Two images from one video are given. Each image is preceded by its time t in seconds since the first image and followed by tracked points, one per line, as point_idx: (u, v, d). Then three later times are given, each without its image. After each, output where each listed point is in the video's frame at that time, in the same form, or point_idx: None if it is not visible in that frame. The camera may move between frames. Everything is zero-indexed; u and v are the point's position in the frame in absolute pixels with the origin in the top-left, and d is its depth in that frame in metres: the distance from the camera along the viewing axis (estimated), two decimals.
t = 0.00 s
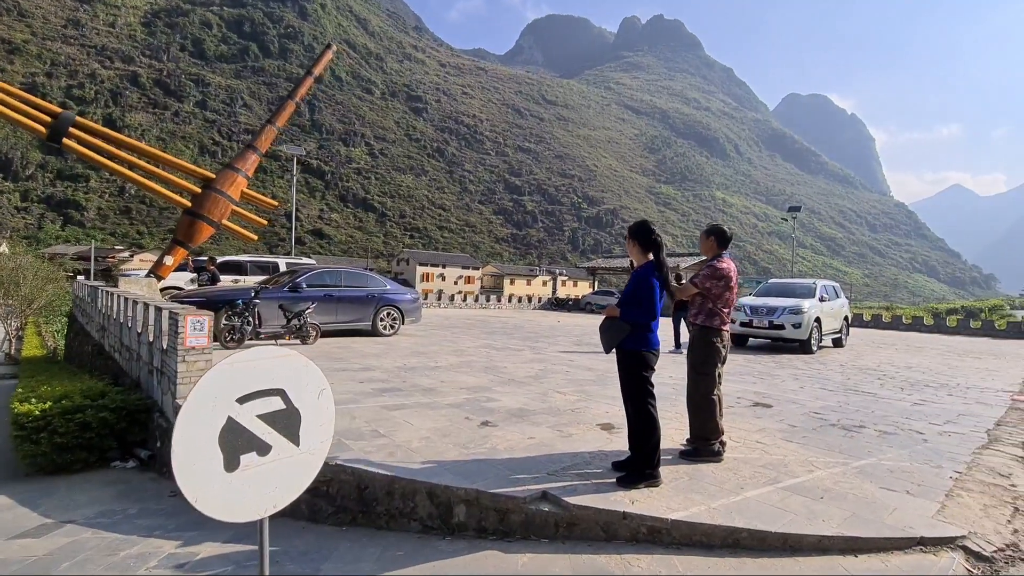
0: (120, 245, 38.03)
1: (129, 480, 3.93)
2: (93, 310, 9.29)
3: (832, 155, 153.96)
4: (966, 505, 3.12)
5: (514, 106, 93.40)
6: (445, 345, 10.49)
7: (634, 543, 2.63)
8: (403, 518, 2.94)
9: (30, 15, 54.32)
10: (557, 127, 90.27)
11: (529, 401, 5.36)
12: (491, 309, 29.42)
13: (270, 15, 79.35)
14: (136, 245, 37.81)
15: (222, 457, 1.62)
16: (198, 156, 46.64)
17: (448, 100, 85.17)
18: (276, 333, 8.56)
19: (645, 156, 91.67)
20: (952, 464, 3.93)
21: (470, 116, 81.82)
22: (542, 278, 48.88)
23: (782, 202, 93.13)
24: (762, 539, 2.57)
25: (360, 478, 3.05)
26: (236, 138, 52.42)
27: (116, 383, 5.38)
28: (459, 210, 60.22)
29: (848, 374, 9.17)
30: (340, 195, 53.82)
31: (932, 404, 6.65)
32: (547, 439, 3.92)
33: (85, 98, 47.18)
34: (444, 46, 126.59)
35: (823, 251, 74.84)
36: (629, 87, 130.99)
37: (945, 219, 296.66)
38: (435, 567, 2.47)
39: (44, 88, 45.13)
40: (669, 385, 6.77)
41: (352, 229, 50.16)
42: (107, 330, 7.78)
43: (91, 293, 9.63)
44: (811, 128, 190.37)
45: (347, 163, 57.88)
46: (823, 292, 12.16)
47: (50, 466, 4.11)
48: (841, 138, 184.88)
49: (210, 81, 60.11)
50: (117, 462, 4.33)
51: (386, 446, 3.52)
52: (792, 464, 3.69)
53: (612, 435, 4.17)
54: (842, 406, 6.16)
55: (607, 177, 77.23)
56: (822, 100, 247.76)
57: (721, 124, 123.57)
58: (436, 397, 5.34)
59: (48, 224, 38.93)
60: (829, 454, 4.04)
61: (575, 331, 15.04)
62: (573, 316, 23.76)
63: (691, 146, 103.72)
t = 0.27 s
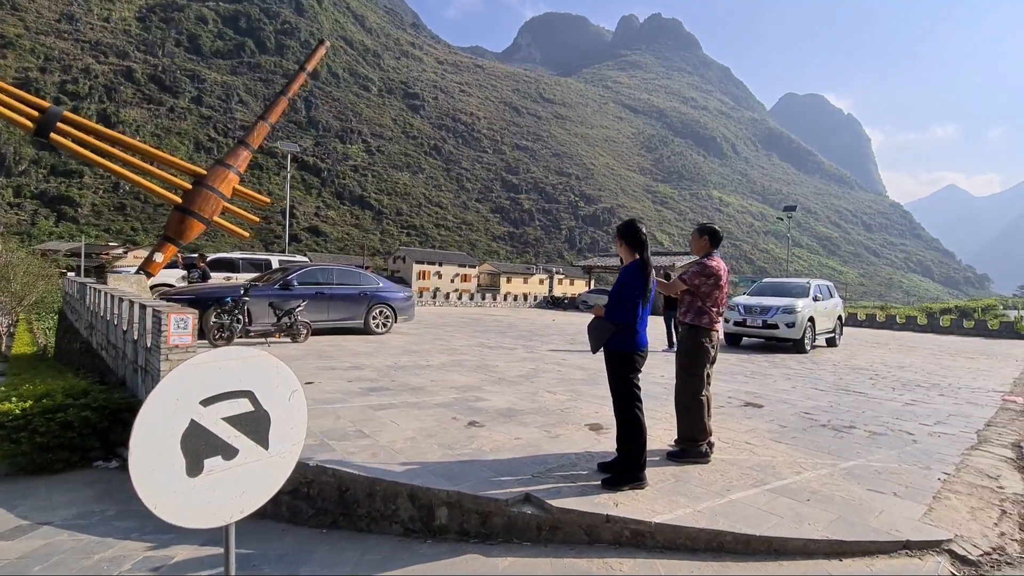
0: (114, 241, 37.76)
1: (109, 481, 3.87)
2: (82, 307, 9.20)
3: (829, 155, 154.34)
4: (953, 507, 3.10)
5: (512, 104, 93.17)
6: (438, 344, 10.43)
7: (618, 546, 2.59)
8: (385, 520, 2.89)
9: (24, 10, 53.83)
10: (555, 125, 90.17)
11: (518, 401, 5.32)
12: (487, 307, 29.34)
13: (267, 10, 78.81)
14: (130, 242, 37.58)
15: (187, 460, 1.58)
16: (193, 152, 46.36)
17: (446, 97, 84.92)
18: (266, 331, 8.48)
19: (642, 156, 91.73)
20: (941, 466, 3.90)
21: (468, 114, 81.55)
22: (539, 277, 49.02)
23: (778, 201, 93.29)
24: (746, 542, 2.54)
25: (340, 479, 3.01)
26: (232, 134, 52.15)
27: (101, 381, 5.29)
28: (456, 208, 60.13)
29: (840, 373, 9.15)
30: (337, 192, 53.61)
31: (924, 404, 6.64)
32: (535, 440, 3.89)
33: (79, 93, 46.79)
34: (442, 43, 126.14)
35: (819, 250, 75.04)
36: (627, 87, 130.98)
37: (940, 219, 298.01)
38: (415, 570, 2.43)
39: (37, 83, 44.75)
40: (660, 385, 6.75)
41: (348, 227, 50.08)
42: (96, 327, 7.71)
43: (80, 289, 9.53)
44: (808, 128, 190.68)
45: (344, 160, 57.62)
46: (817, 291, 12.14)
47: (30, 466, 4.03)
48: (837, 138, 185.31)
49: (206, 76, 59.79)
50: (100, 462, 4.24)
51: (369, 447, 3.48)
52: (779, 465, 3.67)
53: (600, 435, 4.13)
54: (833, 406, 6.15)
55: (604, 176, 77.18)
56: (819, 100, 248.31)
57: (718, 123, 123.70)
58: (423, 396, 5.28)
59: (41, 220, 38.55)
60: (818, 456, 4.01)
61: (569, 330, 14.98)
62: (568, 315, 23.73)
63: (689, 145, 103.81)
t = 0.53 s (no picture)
0: (110, 239, 37.58)
1: (90, 483, 3.82)
2: (72, 306, 9.12)
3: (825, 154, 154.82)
4: (940, 505, 3.09)
5: (509, 102, 93.05)
6: (431, 342, 10.38)
7: (601, 548, 2.57)
8: (366, 521, 2.87)
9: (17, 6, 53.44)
10: (552, 123, 90.11)
11: (508, 400, 5.29)
12: (483, 306, 29.33)
13: (263, 7, 78.46)
14: (125, 240, 37.41)
15: (150, 462, 1.55)
16: (189, 150, 46.16)
17: (442, 96, 84.73)
18: (257, 330, 8.40)
19: (639, 154, 91.71)
20: (930, 464, 3.90)
21: (465, 112, 81.41)
22: (536, 275, 49.21)
23: (774, 200, 93.61)
24: (731, 542, 2.52)
25: (322, 481, 2.98)
26: (228, 132, 51.95)
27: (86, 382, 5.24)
28: (453, 206, 60.14)
29: (833, 372, 9.15)
30: (334, 190, 53.49)
31: (915, 402, 6.64)
32: (522, 439, 3.86)
33: (73, 90, 46.52)
34: (439, 41, 125.83)
35: (814, 249, 75.31)
36: (624, 85, 131.01)
37: (935, 218, 299.51)
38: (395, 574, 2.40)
39: (31, 80, 44.46)
40: (652, 384, 6.73)
41: (345, 225, 50.07)
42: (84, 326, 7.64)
43: (70, 289, 9.45)
44: (804, 127, 191.15)
45: (341, 158, 57.44)
46: (811, 290, 12.15)
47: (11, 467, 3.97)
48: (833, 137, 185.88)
49: (202, 74, 59.55)
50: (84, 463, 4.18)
51: (353, 448, 3.43)
52: (767, 465, 3.65)
53: (589, 435, 4.10)
54: (825, 405, 6.14)
55: (602, 174, 77.21)
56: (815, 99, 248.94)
57: (715, 121, 123.86)
58: (413, 395, 5.23)
59: (36, 218, 38.29)
60: (807, 455, 3.99)
61: (563, 329, 14.96)
62: (564, 314, 23.72)
63: (686, 144, 103.91)
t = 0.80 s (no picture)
0: (107, 238, 37.41)
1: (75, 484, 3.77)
2: (65, 305, 9.08)
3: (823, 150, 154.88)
4: (935, 503, 3.05)
5: (508, 99, 92.82)
6: (426, 340, 10.34)
7: (591, 547, 2.53)
8: (353, 522, 2.83)
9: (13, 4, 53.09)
10: (550, 121, 89.94)
11: (502, 397, 5.26)
12: (480, 303, 29.31)
13: (260, 4, 78.08)
14: (122, 238, 37.26)
15: (116, 463, 1.52)
16: (186, 148, 45.97)
17: (440, 93, 84.48)
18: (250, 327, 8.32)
19: (638, 151, 91.60)
20: (924, 461, 3.87)
21: (463, 110, 81.13)
22: (534, 273, 49.28)
23: (772, 197, 93.59)
24: (722, 541, 2.48)
25: (308, 480, 2.94)
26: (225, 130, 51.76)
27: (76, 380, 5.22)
28: (451, 204, 60.06)
29: (829, 368, 9.13)
30: (332, 188, 53.21)
31: (911, 399, 6.61)
32: (515, 437, 3.82)
33: (69, 88, 46.28)
34: (437, 38, 125.43)
35: (813, 246, 75.36)
36: (623, 82, 130.82)
37: (932, 214, 300.06)
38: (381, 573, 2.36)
39: (27, 78, 44.22)
40: (648, 382, 6.69)
41: (343, 223, 50.05)
42: (76, 325, 7.60)
43: (63, 287, 9.40)
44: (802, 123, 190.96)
45: (339, 156, 57.22)
46: (808, 286, 12.12)
47: None
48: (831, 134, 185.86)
49: (198, 72, 59.30)
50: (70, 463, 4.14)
51: (342, 446, 3.39)
52: (760, 463, 3.61)
53: (580, 433, 4.07)
54: (820, 401, 6.11)
55: (600, 171, 77.13)
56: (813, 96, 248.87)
57: (713, 118, 123.78)
58: (405, 393, 5.19)
59: (32, 217, 38.08)
60: (802, 452, 3.95)
61: (560, 326, 14.94)
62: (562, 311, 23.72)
63: (684, 141, 103.80)
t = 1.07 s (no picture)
0: (103, 235, 37.20)
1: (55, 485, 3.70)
2: (55, 302, 8.99)
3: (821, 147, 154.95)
4: (928, 502, 3.00)
5: (505, 96, 92.59)
6: (421, 337, 10.26)
7: (576, 549, 2.47)
8: (335, 523, 2.77)
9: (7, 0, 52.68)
10: (548, 118, 89.74)
11: (494, 395, 5.20)
12: (477, 300, 29.24)
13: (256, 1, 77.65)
14: (119, 235, 37.10)
15: (73, 466, 1.54)
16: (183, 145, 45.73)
17: (438, 90, 84.18)
18: (242, 325, 8.23)
19: (636, 148, 91.49)
20: (921, 459, 3.81)
21: (461, 106, 80.88)
22: (532, 270, 49.32)
23: (770, 194, 93.63)
24: (709, 542, 2.43)
25: (291, 480, 2.88)
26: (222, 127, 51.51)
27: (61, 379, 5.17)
28: (449, 201, 59.99)
29: (826, 365, 9.08)
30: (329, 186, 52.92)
31: (908, 396, 6.56)
32: (504, 436, 3.77)
33: (65, 85, 45.98)
34: (435, 35, 125.01)
35: (811, 243, 75.42)
36: (621, 79, 130.63)
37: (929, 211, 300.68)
38: None
39: (22, 75, 43.92)
40: (642, 380, 6.64)
41: (341, 220, 49.97)
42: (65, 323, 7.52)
43: (53, 284, 9.32)
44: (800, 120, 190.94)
45: (336, 153, 56.96)
46: (804, 283, 12.07)
47: None
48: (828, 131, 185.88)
49: (195, 68, 59.00)
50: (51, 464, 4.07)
51: (326, 446, 3.33)
52: (754, 461, 3.55)
53: (572, 432, 4.01)
54: (815, 399, 6.06)
55: (598, 168, 77.03)
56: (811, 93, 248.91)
57: (712, 115, 123.70)
58: (396, 391, 5.12)
59: (28, 215, 37.84)
60: (796, 450, 3.90)
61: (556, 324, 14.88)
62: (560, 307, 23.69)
63: (682, 138, 103.75)
